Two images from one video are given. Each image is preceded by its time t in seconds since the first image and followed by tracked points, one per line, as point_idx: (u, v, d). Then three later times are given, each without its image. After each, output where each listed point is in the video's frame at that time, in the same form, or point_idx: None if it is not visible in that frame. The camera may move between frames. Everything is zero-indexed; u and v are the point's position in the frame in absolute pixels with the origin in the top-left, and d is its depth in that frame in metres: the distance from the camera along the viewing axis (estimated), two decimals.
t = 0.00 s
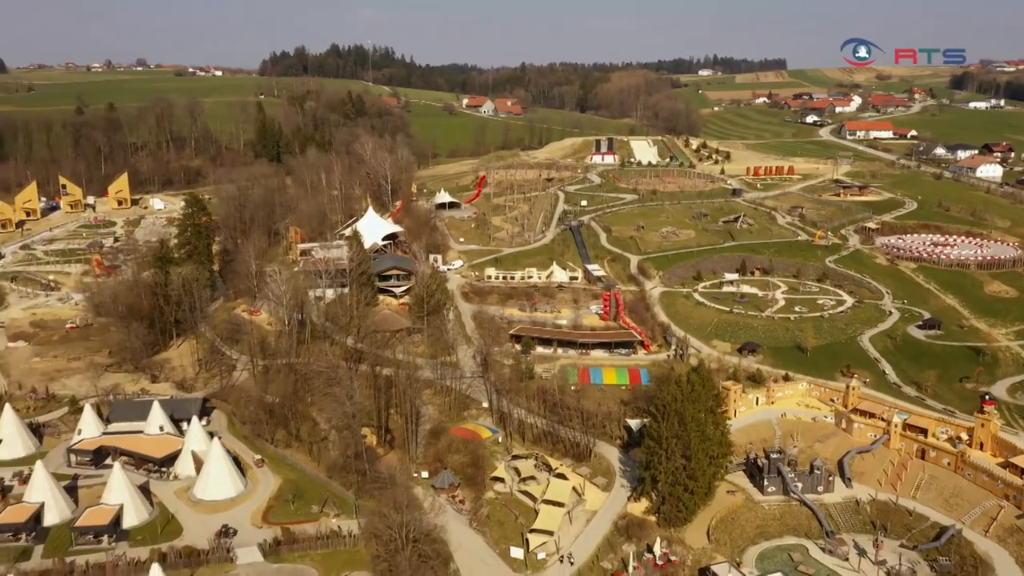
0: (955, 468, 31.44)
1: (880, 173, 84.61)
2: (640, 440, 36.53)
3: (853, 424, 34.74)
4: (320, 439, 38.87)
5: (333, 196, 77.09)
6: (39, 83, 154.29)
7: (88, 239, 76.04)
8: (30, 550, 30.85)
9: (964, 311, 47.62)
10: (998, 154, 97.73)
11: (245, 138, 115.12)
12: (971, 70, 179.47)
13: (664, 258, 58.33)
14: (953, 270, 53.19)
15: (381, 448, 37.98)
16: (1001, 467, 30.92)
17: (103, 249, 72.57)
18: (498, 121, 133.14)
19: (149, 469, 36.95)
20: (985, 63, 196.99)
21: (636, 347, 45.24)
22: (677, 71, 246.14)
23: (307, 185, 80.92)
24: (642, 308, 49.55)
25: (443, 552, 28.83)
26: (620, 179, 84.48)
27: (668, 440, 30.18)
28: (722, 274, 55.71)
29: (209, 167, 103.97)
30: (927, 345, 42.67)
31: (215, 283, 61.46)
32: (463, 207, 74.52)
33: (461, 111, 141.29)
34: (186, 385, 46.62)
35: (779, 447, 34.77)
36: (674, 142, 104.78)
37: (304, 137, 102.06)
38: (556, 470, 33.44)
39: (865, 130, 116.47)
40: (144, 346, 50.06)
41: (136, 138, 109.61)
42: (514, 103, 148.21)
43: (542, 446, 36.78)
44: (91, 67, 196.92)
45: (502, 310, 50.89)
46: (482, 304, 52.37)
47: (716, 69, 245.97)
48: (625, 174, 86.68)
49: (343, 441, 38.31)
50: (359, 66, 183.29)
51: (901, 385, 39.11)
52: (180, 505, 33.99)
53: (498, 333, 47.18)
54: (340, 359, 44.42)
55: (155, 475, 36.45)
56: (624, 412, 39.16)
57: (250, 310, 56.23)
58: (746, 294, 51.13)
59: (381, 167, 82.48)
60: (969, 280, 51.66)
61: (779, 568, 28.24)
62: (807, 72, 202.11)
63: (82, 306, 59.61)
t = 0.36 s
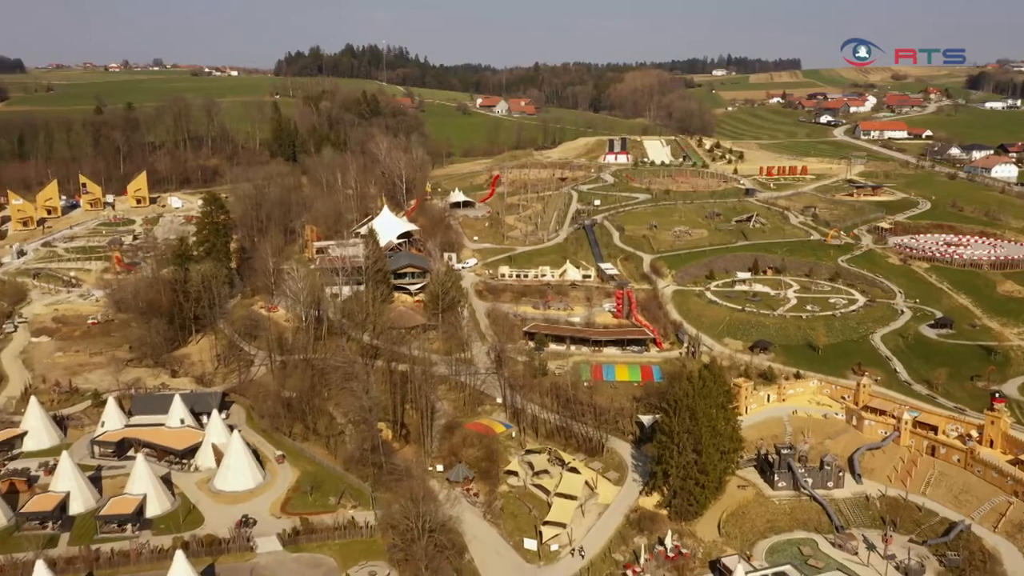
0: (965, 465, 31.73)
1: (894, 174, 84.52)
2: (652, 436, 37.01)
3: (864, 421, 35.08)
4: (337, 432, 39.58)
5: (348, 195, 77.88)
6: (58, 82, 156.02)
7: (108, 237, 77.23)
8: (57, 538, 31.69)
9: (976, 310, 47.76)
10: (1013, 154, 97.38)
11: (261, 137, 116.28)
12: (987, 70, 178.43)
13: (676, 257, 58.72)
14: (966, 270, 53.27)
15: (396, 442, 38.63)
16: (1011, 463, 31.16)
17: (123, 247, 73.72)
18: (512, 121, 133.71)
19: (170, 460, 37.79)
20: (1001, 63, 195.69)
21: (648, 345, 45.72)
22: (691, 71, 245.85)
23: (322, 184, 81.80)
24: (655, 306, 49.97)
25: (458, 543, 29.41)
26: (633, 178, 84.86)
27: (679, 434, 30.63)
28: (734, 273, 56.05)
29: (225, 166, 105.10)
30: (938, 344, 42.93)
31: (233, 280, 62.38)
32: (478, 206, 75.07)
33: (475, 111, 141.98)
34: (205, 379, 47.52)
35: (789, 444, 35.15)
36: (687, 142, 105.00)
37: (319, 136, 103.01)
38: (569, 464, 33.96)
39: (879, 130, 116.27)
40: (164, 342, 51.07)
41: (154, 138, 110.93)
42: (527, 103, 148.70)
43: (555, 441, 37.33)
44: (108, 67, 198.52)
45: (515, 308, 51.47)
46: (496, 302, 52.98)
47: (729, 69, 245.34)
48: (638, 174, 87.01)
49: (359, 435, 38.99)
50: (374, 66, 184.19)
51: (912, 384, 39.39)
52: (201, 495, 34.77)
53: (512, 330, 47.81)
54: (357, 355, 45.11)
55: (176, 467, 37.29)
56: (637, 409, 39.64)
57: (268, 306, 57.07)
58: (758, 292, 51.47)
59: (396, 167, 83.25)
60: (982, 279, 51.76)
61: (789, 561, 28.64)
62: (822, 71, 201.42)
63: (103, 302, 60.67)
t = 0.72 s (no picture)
0: (975, 462, 32.01)
1: (909, 173, 84.40)
2: (664, 431, 37.50)
3: (875, 418, 35.44)
4: (353, 427, 40.26)
5: (364, 193, 78.57)
6: (77, 83, 157.89)
7: (127, 235, 78.43)
8: (82, 526, 32.56)
9: (989, 310, 47.89)
10: None
11: (277, 136, 117.39)
12: (1005, 70, 177.23)
13: (689, 256, 59.11)
14: (979, 270, 53.36)
15: (412, 436, 39.24)
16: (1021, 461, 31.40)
17: (142, 244, 74.87)
18: (525, 121, 134.26)
19: (191, 452, 38.63)
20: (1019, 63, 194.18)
21: (661, 342, 46.20)
22: (705, 71, 245.42)
23: (338, 183, 82.67)
24: (667, 305, 50.41)
25: (473, 534, 30.03)
26: (647, 178, 85.22)
27: (691, 429, 31.11)
28: (747, 272, 56.35)
29: (242, 166, 106.24)
30: (950, 343, 43.15)
31: (251, 277, 63.33)
32: (492, 205, 75.67)
33: (489, 111, 142.61)
34: (224, 374, 48.40)
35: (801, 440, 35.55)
36: (701, 142, 105.19)
37: (335, 136, 103.95)
38: (582, 458, 34.52)
39: (894, 130, 116.01)
40: (184, 337, 52.03)
41: (172, 137, 112.26)
42: (541, 103, 149.19)
43: (568, 436, 37.90)
44: (126, 67, 200.54)
45: (529, 306, 52.06)
46: (510, 299, 53.58)
47: (744, 69, 244.71)
48: (651, 173, 87.35)
49: (376, 429, 39.64)
50: (389, 66, 185.12)
51: (923, 382, 39.63)
52: (222, 486, 35.56)
53: (525, 328, 48.41)
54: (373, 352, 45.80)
55: (197, 459, 38.13)
56: (649, 405, 40.14)
57: (285, 304, 57.98)
58: (770, 291, 51.81)
59: (411, 166, 84.06)
60: (995, 279, 51.86)
61: (799, 555, 29.00)
62: (837, 71, 200.65)
63: (124, 298, 61.75)
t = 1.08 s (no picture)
0: (985, 459, 32.28)
1: (923, 174, 84.26)
2: (676, 428, 37.97)
3: (885, 416, 35.79)
4: (369, 421, 40.94)
5: (379, 192, 79.35)
6: (95, 83, 159.58)
7: (146, 233, 79.55)
8: (106, 515, 33.41)
9: (1002, 309, 48.00)
10: None
11: (292, 136, 118.48)
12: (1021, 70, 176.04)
13: (702, 255, 59.46)
14: (992, 269, 53.44)
15: (427, 431, 39.84)
16: None
17: (161, 242, 75.96)
18: (539, 121, 134.75)
19: (211, 445, 39.48)
20: None
21: (673, 340, 46.63)
22: (719, 71, 245.03)
23: (353, 181, 83.49)
24: (680, 303, 50.81)
25: (487, 526, 30.62)
26: (660, 178, 85.55)
27: (702, 425, 31.56)
28: (759, 271, 56.62)
29: (258, 165, 107.32)
30: (962, 342, 43.35)
31: (267, 275, 64.22)
32: (505, 204, 76.24)
33: (502, 111, 143.20)
34: (242, 369, 49.24)
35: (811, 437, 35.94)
36: (714, 142, 105.35)
37: (350, 136, 104.84)
38: (594, 453, 35.04)
39: (909, 130, 115.71)
40: (202, 333, 52.93)
41: (190, 136, 113.51)
42: (555, 103, 149.63)
43: (581, 432, 38.45)
44: (143, 67, 202.34)
45: (542, 304, 52.60)
46: (523, 297, 54.14)
47: (758, 69, 244.05)
48: (665, 173, 87.67)
49: (392, 423, 40.27)
50: (403, 66, 186.01)
51: (934, 380, 39.87)
52: (242, 478, 36.34)
53: (539, 325, 48.96)
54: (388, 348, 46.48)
55: (217, 451, 38.95)
56: (661, 401, 40.60)
57: (302, 301, 58.82)
58: (782, 290, 52.11)
59: (425, 165, 84.81)
60: (1008, 279, 51.94)
61: (809, 549, 29.43)
62: (852, 72, 199.84)
63: (143, 295, 62.76)
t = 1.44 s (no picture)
0: (994, 456, 32.54)
1: (936, 174, 84.14)
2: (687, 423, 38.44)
3: (895, 413, 36.13)
4: (385, 416, 41.61)
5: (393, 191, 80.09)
6: (112, 82, 161.32)
7: (164, 231, 80.65)
8: (129, 505, 34.24)
9: (1014, 308, 48.14)
10: None
11: (307, 135, 119.56)
12: None
13: (714, 254, 59.82)
14: (1004, 269, 53.56)
15: (441, 425, 40.44)
16: None
17: (178, 240, 77.01)
18: (551, 120, 135.25)
19: (230, 438, 40.28)
20: None
21: (684, 338, 47.07)
22: (732, 71, 244.68)
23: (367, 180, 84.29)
24: (691, 301, 51.24)
25: (500, 518, 31.18)
26: (672, 177, 85.90)
27: (713, 420, 31.99)
28: (771, 270, 56.93)
29: (273, 164, 108.36)
30: (973, 341, 43.58)
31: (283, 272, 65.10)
32: (518, 204, 76.83)
33: (515, 110, 143.80)
34: (259, 364, 50.06)
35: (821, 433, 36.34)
36: (726, 142, 105.55)
37: (364, 135, 105.74)
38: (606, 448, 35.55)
39: (922, 130, 115.46)
40: (220, 329, 53.82)
41: (206, 135, 114.73)
42: (567, 103, 150.07)
43: (593, 427, 38.97)
44: (159, 67, 204.28)
45: (555, 301, 53.15)
46: (536, 295, 54.71)
47: (772, 69, 243.46)
48: (677, 173, 87.99)
49: (406, 418, 40.90)
50: (416, 66, 186.94)
51: (945, 379, 40.15)
52: (260, 470, 37.12)
53: (551, 322, 49.53)
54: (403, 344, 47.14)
55: (236, 444, 39.74)
56: (672, 398, 41.07)
57: (318, 298, 59.63)
58: (794, 289, 52.42)
59: (439, 165, 85.54)
60: (1020, 278, 52.06)
61: (818, 542, 29.84)
62: (866, 72, 199.11)
63: (162, 291, 63.76)
